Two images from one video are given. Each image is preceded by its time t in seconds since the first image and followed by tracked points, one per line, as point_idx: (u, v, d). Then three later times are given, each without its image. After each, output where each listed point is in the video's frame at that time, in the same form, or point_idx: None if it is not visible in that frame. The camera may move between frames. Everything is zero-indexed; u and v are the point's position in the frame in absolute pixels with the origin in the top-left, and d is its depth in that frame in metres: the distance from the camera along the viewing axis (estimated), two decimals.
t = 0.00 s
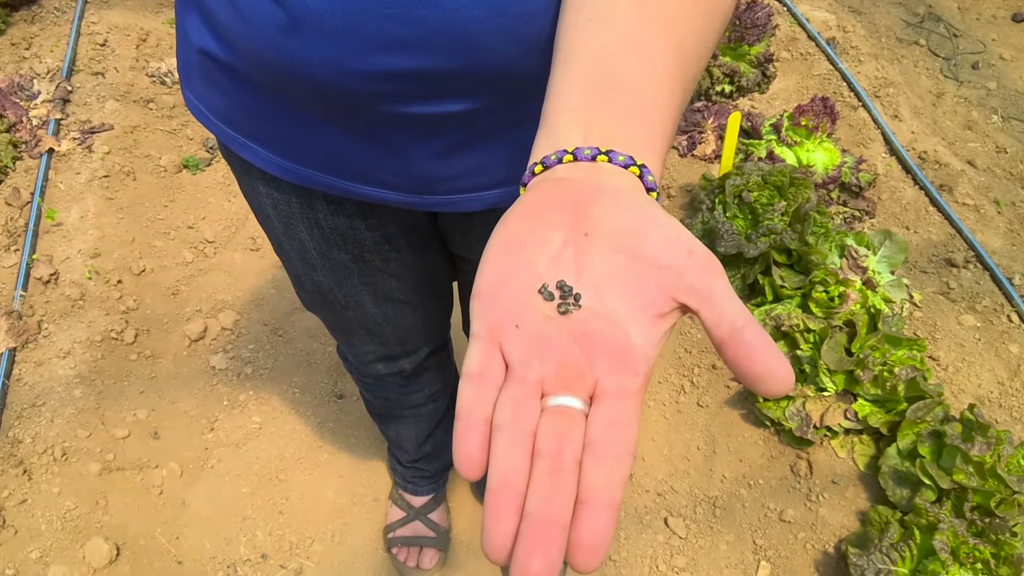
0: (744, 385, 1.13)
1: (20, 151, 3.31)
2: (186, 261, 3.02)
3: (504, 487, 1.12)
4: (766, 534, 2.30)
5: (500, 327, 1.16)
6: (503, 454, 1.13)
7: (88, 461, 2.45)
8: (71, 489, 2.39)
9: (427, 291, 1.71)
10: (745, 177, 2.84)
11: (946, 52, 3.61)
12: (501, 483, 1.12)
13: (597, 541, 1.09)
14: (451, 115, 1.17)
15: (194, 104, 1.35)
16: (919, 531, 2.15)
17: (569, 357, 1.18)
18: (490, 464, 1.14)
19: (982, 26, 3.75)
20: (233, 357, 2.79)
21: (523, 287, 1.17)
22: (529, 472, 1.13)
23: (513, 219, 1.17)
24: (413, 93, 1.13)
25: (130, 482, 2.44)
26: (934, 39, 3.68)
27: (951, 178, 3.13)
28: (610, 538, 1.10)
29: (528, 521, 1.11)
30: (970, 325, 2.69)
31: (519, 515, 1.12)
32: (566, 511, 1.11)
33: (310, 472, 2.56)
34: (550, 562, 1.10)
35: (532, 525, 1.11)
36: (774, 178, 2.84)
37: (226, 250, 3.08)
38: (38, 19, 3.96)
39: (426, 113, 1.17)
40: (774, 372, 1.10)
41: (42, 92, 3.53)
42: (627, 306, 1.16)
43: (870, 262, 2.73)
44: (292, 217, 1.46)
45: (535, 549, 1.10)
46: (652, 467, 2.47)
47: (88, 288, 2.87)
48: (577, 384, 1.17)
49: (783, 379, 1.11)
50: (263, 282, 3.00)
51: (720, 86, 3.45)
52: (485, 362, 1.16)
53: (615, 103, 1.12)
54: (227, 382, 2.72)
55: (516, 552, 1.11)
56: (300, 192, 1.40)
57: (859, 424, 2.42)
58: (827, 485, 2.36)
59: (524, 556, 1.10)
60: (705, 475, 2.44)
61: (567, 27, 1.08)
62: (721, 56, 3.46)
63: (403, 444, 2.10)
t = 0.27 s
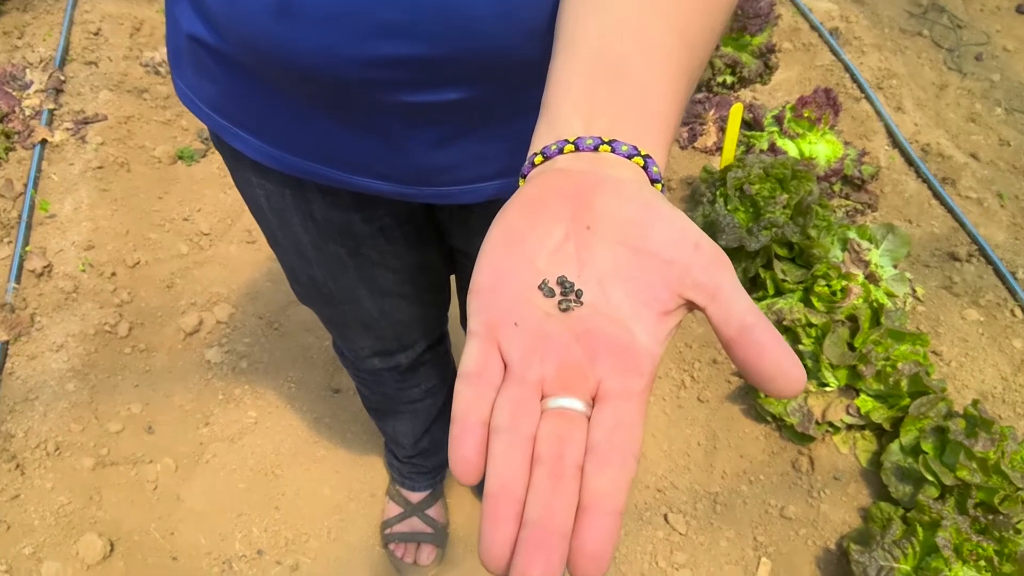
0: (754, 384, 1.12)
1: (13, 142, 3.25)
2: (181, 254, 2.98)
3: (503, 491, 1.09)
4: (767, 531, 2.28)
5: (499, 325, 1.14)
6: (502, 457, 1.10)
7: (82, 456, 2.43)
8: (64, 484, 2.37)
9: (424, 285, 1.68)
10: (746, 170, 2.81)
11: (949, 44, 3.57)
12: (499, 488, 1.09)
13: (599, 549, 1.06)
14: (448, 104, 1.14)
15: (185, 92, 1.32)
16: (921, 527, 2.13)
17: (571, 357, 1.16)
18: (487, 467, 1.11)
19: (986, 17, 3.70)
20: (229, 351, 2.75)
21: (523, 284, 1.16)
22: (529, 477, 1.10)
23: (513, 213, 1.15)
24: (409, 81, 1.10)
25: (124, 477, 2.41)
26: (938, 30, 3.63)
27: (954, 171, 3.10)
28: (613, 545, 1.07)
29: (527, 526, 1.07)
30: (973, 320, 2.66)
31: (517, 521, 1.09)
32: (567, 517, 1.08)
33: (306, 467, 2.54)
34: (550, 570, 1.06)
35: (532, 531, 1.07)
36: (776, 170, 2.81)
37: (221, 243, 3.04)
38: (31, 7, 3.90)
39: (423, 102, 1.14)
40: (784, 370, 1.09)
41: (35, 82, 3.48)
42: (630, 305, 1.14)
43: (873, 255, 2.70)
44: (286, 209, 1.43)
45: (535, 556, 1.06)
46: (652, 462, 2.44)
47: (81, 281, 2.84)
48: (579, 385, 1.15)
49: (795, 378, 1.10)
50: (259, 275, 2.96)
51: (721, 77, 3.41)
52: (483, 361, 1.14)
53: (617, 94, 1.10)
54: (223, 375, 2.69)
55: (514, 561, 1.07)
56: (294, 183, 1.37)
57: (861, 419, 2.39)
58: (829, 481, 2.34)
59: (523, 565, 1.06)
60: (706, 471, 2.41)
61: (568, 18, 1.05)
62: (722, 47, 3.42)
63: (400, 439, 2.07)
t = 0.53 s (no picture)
0: (759, 387, 1.12)
1: (11, 136, 3.24)
2: (180, 248, 2.98)
3: (498, 498, 1.10)
4: (765, 525, 2.28)
5: (494, 327, 1.15)
6: (498, 463, 1.12)
7: (80, 451, 2.43)
8: (63, 478, 2.37)
9: (422, 281, 1.68)
10: (746, 165, 2.80)
11: (948, 39, 3.56)
12: (495, 494, 1.11)
13: (597, 557, 1.07)
14: (442, 99, 1.15)
15: (179, 86, 1.32)
16: (920, 523, 2.14)
17: (569, 359, 1.16)
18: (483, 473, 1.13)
19: (985, 12, 3.70)
20: (228, 346, 2.75)
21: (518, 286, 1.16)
22: (525, 484, 1.11)
23: (510, 214, 1.16)
24: (405, 74, 1.10)
25: (123, 471, 2.41)
26: (937, 25, 3.63)
27: (953, 166, 3.10)
28: (612, 552, 1.08)
29: (523, 532, 1.09)
30: (972, 315, 2.67)
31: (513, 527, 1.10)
32: (564, 522, 1.09)
33: (305, 462, 2.54)
34: None
35: (528, 537, 1.08)
36: (776, 165, 2.79)
37: (221, 237, 3.04)
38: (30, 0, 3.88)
39: (420, 96, 1.14)
40: (790, 374, 1.09)
41: (34, 76, 3.47)
42: (629, 307, 1.14)
43: (871, 250, 2.70)
44: (282, 204, 1.43)
45: (532, 563, 1.08)
46: (650, 457, 2.44)
47: (80, 275, 2.83)
48: (576, 389, 1.16)
49: (799, 383, 1.10)
50: (258, 269, 2.96)
51: (721, 72, 3.40)
52: (478, 364, 1.15)
53: (617, 91, 1.10)
54: (222, 370, 2.69)
55: (511, 568, 1.09)
56: (290, 177, 1.37)
57: (859, 414, 2.40)
58: (828, 476, 2.34)
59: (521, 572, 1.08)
60: (704, 466, 2.41)
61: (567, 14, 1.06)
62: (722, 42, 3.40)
63: (399, 434, 2.07)
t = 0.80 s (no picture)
0: (753, 392, 1.12)
1: None
2: (167, 239, 2.93)
3: (480, 508, 1.09)
4: (758, 516, 2.27)
5: (476, 329, 1.13)
6: (479, 471, 1.10)
7: (66, 444, 2.39)
8: (48, 472, 2.34)
9: (409, 273, 1.66)
10: (739, 155, 2.77)
11: (941, 28, 3.53)
12: (477, 502, 1.09)
13: (584, 569, 1.05)
14: (425, 89, 1.16)
15: (159, 74, 1.32)
16: (914, 513, 2.14)
17: (555, 364, 1.14)
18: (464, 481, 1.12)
19: (979, 2, 3.67)
20: (216, 337, 2.72)
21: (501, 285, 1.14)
22: (507, 492, 1.10)
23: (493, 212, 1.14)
24: (386, 66, 1.11)
25: (109, 464, 2.38)
26: (930, 15, 3.60)
27: (947, 155, 3.08)
28: (598, 563, 1.05)
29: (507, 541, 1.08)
30: (965, 305, 2.66)
31: (497, 535, 1.09)
32: (548, 531, 1.07)
33: (294, 455, 2.51)
34: None
35: (511, 546, 1.07)
36: (769, 155, 2.77)
37: (208, 228, 2.99)
38: None
39: (402, 87, 1.15)
40: (782, 380, 1.10)
41: (18, 65, 3.41)
42: (617, 307, 1.12)
43: (865, 241, 2.69)
44: (264, 195, 1.42)
45: None
46: (643, 448, 2.43)
47: (65, 266, 2.79)
48: (562, 394, 1.14)
49: (791, 390, 1.11)
50: (247, 260, 2.92)
51: (714, 61, 3.36)
52: (459, 366, 1.14)
53: (603, 84, 1.11)
54: (210, 362, 2.65)
55: None
56: (273, 169, 1.37)
57: (853, 404, 2.40)
58: (821, 466, 2.33)
59: None
60: (697, 457, 2.40)
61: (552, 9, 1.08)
62: (715, 31, 3.38)
63: (389, 426, 2.05)
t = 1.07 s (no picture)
0: (762, 395, 1.16)
1: None
2: (165, 230, 2.89)
3: (478, 518, 1.10)
4: (766, 509, 2.24)
5: (473, 330, 1.17)
6: (477, 477, 1.12)
7: (65, 438, 2.37)
8: (46, 467, 2.31)
9: (408, 265, 1.63)
10: (745, 142, 2.72)
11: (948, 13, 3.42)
12: (475, 509, 1.10)
13: None
14: (421, 76, 1.15)
15: (148, 63, 1.30)
16: (923, 506, 2.11)
17: (555, 368, 1.17)
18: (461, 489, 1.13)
19: None
20: (215, 330, 2.68)
21: (499, 288, 1.18)
22: (506, 500, 1.12)
23: (492, 212, 1.18)
24: (381, 51, 1.10)
25: (109, 458, 2.36)
26: None
27: (956, 142, 3.03)
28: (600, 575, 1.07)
29: (506, 549, 1.08)
30: (975, 295, 2.62)
31: (495, 544, 1.10)
32: (549, 539, 1.09)
33: (295, 448, 2.48)
34: None
35: (510, 553, 1.08)
36: (776, 142, 2.71)
37: (206, 219, 2.95)
38: None
39: (397, 73, 1.14)
40: (793, 379, 1.13)
41: (13, 54, 3.36)
42: (619, 308, 1.16)
43: (874, 229, 2.65)
44: (258, 186, 1.39)
45: None
46: (648, 441, 2.40)
47: (62, 258, 2.75)
48: (563, 400, 1.16)
49: (805, 386, 1.15)
50: (246, 251, 2.87)
51: (719, 47, 3.31)
52: (456, 368, 1.17)
53: (603, 76, 1.14)
54: (209, 355, 2.62)
55: None
56: (266, 159, 1.34)
57: (861, 396, 2.37)
58: (829, 459, 2.30)
59: None
60: (703, 450, 2.36)
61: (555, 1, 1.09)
62: (719, 15, 3.31)
63: (390, 420, 2.02)
